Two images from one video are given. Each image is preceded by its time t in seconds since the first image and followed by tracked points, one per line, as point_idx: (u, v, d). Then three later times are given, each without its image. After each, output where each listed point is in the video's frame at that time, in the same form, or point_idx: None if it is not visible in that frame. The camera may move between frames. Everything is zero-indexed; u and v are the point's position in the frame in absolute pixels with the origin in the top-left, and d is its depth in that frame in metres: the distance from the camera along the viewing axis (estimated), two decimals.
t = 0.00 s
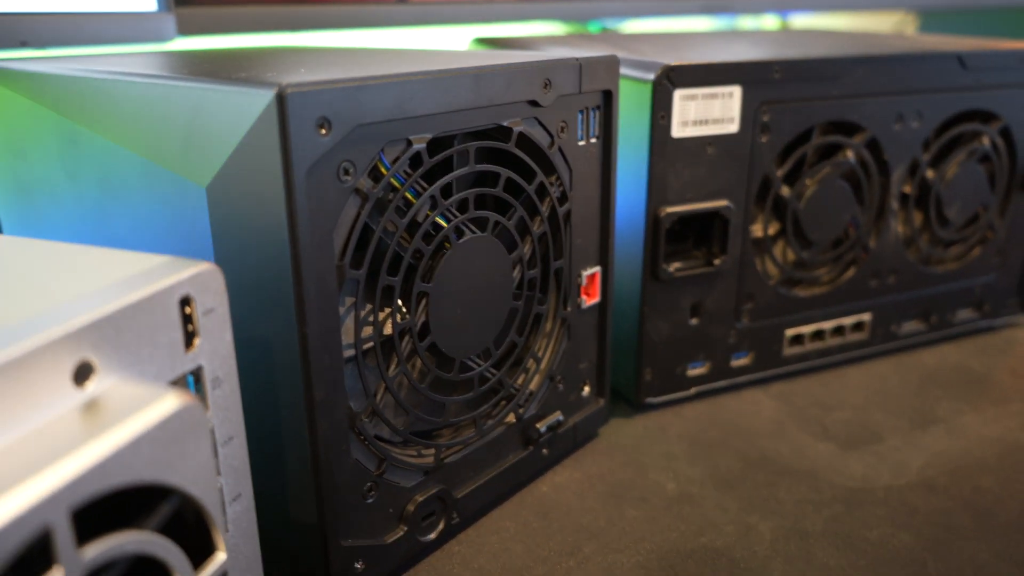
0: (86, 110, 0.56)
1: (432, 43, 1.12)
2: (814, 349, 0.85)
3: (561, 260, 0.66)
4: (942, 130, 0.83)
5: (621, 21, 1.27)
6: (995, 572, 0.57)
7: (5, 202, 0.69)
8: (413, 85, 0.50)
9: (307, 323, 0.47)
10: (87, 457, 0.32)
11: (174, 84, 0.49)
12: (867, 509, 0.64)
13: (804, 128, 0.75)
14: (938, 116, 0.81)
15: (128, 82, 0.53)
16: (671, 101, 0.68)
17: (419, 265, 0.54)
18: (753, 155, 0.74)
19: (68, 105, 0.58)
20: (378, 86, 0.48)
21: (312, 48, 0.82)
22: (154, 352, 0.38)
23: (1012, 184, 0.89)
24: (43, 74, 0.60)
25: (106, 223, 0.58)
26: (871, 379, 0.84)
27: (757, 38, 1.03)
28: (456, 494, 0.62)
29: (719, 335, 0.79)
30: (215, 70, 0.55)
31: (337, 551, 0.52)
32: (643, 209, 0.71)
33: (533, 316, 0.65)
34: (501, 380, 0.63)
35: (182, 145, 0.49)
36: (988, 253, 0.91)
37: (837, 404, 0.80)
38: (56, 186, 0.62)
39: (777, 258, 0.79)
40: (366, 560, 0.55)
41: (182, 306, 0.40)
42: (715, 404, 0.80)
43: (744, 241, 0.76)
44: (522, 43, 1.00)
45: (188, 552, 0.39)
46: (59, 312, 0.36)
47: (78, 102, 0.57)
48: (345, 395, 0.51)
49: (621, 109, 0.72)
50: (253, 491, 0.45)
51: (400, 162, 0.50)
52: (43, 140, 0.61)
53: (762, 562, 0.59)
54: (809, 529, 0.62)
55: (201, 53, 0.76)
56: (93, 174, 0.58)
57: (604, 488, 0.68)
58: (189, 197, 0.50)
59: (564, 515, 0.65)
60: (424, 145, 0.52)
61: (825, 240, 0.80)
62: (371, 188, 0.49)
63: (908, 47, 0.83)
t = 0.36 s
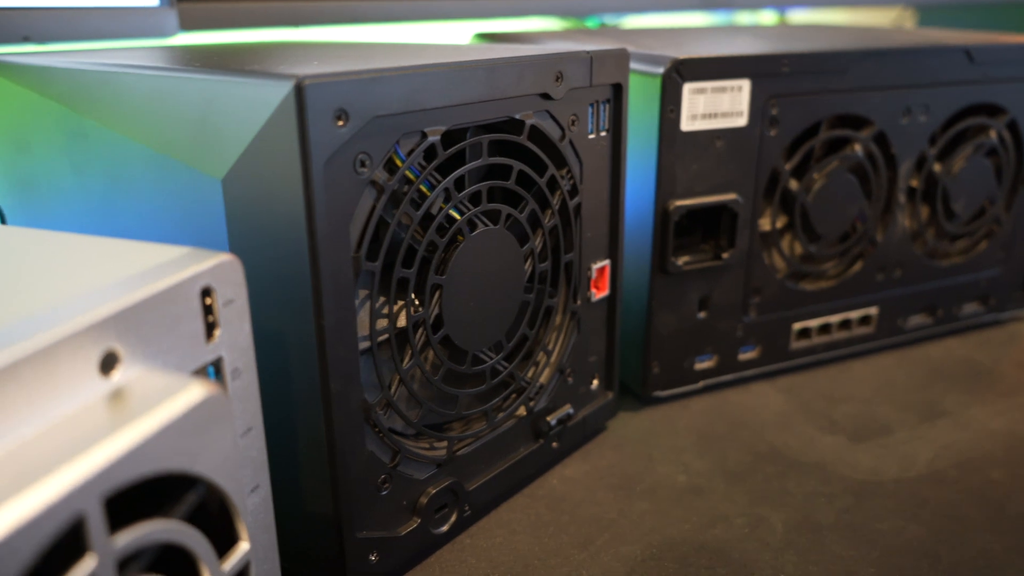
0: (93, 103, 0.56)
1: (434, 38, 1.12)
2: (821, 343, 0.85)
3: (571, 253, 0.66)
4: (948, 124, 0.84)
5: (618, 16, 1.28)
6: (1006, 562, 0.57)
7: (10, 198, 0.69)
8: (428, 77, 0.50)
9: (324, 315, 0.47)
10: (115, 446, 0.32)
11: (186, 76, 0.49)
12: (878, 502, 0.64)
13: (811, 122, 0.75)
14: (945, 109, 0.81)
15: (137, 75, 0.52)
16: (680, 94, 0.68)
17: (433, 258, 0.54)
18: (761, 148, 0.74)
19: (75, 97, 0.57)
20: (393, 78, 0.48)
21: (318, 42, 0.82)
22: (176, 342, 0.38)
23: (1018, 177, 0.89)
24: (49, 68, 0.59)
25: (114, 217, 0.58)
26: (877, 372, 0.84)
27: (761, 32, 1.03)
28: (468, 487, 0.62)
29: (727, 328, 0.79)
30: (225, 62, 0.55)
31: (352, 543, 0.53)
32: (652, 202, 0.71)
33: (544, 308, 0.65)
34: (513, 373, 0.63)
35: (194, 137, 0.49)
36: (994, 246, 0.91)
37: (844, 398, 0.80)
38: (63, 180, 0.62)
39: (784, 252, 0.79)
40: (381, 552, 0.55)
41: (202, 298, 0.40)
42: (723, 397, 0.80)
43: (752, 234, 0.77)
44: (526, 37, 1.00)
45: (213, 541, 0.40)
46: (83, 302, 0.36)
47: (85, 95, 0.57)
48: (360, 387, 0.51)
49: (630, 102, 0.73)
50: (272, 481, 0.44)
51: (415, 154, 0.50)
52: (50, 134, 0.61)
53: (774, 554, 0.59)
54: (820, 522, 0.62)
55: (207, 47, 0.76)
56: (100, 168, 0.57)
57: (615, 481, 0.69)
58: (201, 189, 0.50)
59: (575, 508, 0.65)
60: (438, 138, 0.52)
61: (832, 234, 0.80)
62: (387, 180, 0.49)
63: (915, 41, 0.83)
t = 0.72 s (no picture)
0: (113, 96, 0.56)
1: (441, 31, 1.12)
2: (831, 337, 0.85)
3: (585, 246, 0.66)
4: (961, 118, 0.84)
5: (623, 10, 1.29)
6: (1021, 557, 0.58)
7: (28, 191, 0.70)
8: (447, 70, 0.50)
9: (344, 308, 0.47)
10: (145, 437, 0.32)
11: (207, 70, 0.49)
12: (892, 496, 0.64)
13: (824, 115, 0.75)
14: (957, 104, 0.81)
15: (158, 68, 0.53)
16: (693, 88, 0.68)
17: (449, 251, 0.54)
18: (774, 142, 0.74)
19: (95, 91, 0.58)
20: (413, 70, 0.48)
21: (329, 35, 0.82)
22: (200, 334, 0.39)
23: None
24: (70, 61, 0.60)
25: (131, 210, 0.58)
26: (888, 366, 0.85)
27: (770, 25, 1.02)
28: (482, 479, 0.62)
29: (738, 322, 0.79)
30: (244, 56, 0.55)
31: (369, 534, 0.53)
32: (664, 195, 0.71)
33: (558, 301, 0.65)
34: (527, 365, 0.64)
35: (214, 130, 0.49)
36: (1005, 241, 0.91)
37: (855, 392, 0.80)
38: (80, 173, 0.62)
39: (795, 246, 0.79)
40: (397, 543, 0.55)
41: (225, 289, 0.40)
42: (734, 391, 0.81)
43: (764, 228, 0.77)
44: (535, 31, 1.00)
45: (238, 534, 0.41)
46: (111, 293, 0.36)
47: (105, 88, 0.57)
48: (377, 379, 0.51)
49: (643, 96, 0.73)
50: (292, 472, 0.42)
51: (433, 146, 0.51)
52: (67, 127, 0.61)
53: (788, 548, 0.59)
54: (835, 516, 0.62)
55: (220, 40, 0.76)
56: (118, 161, 0.58)
57: (628, 474, 0.69)
58: (220, 181, 0.50)
59: (589, 501, 0.66)
60: (456, 130, 0.52)
61: (843, 227, 0.80)
62: (406, 172, 0.49)
63: (927, 35, 0.83)
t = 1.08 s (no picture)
0: (128, 92, 0.57)
1: (449, 28, 1.12)
2: (837, 332, 0.85)
3: (593, 241, 0.67)
4: (967, 114, 0.84)
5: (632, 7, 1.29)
6: None
7: (46, 187, 0.71)
8: (457, 66, 0.50)
9: (356, 300, 0.48)
10: (163, 423, 0.33)
11: (223, 65, 0.50)
12: (897, 488, 0.65)
13: (831, 111, 0.75)
14: (964, 100, 0.82)
15: (174, 64, 0.53)
16: (701, 84, 0.69)
17: (459, 245, 0.54)
18: (780, 138, 0.74)
19: (111, 87, 0.59)
20: (424, 66, 0.48)
21: (340, 32, 0.82)
22: (216, 324, 0.39)
23: None
24: (86, 58, 0.61)
25: (146, 204, 0.59)
26: (894, 361, 0.85)
27: (778, 22, 1.03)
28: (491, 471, 0.63)
29: (745, 317, 0.80)
30: (258, 52, 0.56)
31: (380, 524, 0.54)
32: (672, 191, 0.72)
33: (566, 296, 0.66)
34: (535, 359, 0.64)
35: (229, 124, 0.50)
36: (1011, 237, 0.91)
37: (861, 386, 0.80)
38: (95, 168, 0.63)
39: (802, 241, 0.79)
40: (408, 533, 0.56)
41: (240, 281, 0.41)
42: (740, 385, 0.81)
43: (771, 224, 0.77)
44: (543, 28, 1.01)
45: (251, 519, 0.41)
46: (131, 283, 0.37)
47: (121, 84, 0.58)
48: (389, 371, 0.52)
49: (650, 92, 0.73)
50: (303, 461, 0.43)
51: (444, 141, 0.51)
52: (83, 123, 0.62)
53: (794, 539, 0.60)
54: (840, 508, 0.63)
55: (232, 37, 0.77)
56: (134, 156, 0.58)
57: (635, 467, 0.69)
58: (235, 176, 0.50)
59: (596, 493, 0.66)
60: (466, 125, 0.52)
61: (850, 223, 0.80)
62: (417, 167, 0.50)
63: (934, 31, 0.84)
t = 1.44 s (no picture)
0: (140, 92, 0.58)
1: (453, 28, 1.14)
2: (838, 330, 0.86)
3: (595, 239, 0.68)
4: (966, 115, 0.85)
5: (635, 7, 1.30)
6: (1019, 543, 0.59)
7: (60, 185, 0.72)
8: (462, 68, 0.52)
9: (363, 297, 0.49)
10: (180, 413, 0.34)
11: (234, 66, 0.51)
12: (893, 484, 0.66)
13: (830, 112, 0.76)
14: (963, 100, 0.83)
15: (186, 65, 0.55)
16: (701, 85, 0.70)
17: (464, 243, 0.55)
18: (781, 138, 0.75)
19: (124, 87, 0.60)
20: (429, 68, 0.50)
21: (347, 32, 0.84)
22: (229, 319, 0.40)
23: None
24: (100, 58, 0.62)
25: (156, 202, 0.60)
26: (893, 359, 0.86)
27: (780, 23, 1.04)
28: (494, 465, 0.64)
29: (745, 315, 0.81)
30: (267, 53, 0.57)
31: (386, 516, 0.55)
32: (673, 190, 0.73)
33: (569, 293, 0.67)
34: (538, 355, 0.65)
35: (239, 125, 0.51)
36: (1011, 236, 0.92)
37: (861, 384, 0.81)
38: (107, 167, 0.64)
39: (802, 240, 0.80)
40: (412, 525, 0.57)
41: (252, 277, 0.42)
42: (741, 382, 0.82)
43: (771, 223, 0.78)
44: (547, 28, 1.02)
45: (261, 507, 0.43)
46: (148, 277, 0.38)
47: (133, 85, 0.59)
48: (394, 366, 0.53)
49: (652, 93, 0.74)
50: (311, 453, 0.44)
51: (449, 142, 0.52)
52: (96, 122, 0.64)
53: (792, 533, 0.61)
54: (837, 502, 0.64)
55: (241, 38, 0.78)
56: (145, 155, 0.60)
57: (636, 462, 0.70)
58: (244, 175, 0.52)
59: (598, 487, 0.67)
60: (471, 126, 0.54)
61: (850, 222, 0.81)
62: (422, 166, 0.51)
63: (933, 32, 0.84)
